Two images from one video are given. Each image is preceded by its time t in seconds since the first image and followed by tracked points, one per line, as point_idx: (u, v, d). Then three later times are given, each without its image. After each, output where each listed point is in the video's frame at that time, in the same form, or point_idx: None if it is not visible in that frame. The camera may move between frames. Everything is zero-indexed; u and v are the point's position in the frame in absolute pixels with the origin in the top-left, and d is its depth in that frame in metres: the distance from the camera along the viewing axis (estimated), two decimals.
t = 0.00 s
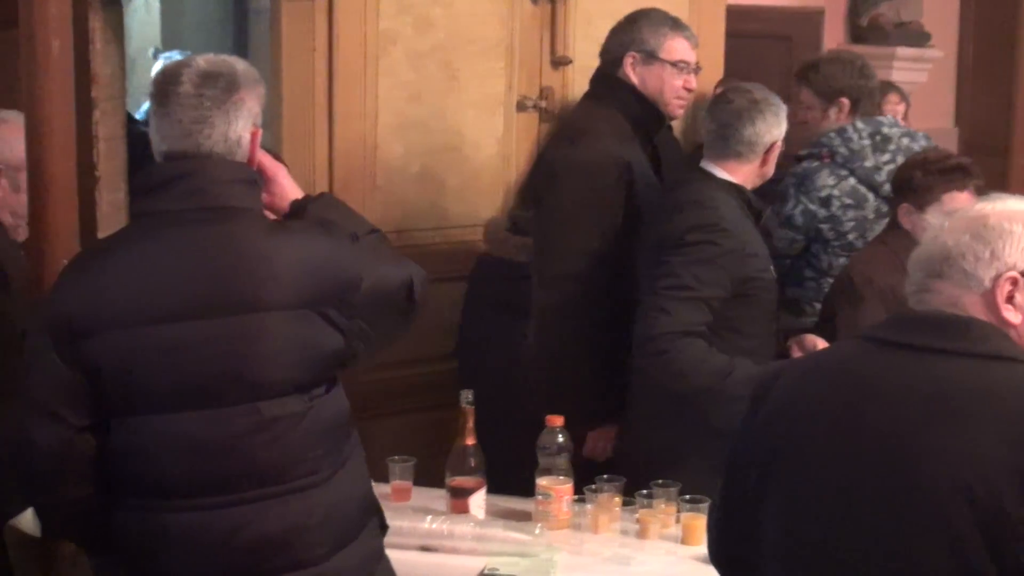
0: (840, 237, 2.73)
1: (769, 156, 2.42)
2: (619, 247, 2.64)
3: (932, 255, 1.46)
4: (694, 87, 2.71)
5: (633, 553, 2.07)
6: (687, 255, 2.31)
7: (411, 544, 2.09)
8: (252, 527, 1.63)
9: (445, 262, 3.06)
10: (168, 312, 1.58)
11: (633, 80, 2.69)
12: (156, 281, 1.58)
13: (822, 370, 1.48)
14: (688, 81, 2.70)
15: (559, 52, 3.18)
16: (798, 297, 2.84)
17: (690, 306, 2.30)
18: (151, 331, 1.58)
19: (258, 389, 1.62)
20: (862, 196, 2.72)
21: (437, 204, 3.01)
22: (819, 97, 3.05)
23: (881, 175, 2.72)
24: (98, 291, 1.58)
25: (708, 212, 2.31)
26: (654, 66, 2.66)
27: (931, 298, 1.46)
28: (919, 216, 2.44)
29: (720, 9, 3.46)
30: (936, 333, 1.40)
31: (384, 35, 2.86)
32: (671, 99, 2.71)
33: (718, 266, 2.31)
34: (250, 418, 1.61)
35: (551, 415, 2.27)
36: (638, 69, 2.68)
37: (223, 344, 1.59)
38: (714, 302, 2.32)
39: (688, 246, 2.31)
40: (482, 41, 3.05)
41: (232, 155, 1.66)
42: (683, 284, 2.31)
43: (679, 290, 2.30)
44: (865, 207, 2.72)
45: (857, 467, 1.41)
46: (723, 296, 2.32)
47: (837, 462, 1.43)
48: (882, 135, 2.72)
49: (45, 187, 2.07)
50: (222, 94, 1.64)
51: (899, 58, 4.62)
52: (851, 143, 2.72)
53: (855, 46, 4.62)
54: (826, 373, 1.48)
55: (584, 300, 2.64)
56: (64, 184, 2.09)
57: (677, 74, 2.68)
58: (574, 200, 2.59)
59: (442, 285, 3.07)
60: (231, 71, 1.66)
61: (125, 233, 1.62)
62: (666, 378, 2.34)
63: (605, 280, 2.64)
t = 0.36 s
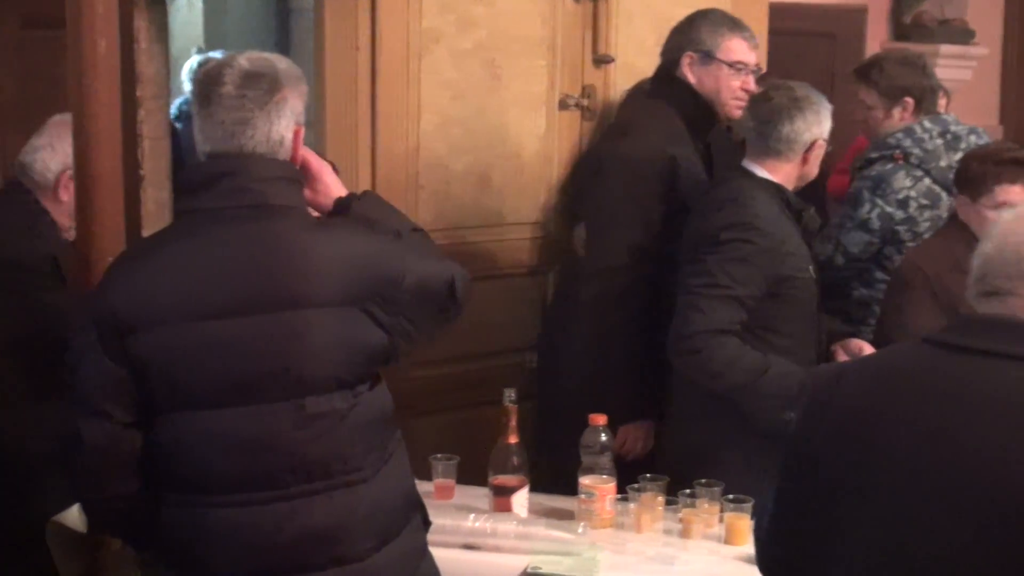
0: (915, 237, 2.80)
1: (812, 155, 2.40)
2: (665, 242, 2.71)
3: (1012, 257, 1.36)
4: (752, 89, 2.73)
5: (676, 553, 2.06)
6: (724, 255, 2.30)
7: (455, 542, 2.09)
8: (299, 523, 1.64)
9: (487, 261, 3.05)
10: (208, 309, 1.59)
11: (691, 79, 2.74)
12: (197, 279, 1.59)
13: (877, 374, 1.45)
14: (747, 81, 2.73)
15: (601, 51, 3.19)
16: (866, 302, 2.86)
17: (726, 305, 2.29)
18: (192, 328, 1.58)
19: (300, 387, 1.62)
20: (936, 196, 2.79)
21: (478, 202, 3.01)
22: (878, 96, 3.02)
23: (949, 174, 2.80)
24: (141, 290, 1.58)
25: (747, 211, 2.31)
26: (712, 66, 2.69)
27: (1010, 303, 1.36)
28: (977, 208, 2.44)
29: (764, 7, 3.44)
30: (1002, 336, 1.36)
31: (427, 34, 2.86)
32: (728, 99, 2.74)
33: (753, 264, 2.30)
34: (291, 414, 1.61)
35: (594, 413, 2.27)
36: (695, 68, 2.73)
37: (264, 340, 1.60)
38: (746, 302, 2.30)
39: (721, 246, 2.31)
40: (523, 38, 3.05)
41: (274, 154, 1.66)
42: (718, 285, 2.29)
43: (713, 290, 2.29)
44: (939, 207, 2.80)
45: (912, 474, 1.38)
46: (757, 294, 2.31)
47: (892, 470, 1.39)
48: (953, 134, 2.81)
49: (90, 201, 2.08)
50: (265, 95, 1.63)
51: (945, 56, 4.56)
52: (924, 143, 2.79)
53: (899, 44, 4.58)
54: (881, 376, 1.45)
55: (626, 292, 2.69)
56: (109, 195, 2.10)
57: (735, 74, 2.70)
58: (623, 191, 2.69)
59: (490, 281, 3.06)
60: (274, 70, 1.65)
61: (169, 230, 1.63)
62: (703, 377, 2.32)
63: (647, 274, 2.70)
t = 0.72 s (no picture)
0: (970, 237, 2.78)
1: (860, 167, 2.32)
2: (713, 227, 2.76)
3: None
4: (830, 87, 2.65)
5: (731, 553, 2.05)
6: (771, 256, 2.30)
7: (510, 541, 2.09)
8: (353, 523, 1.62)
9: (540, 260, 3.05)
10: (262, 306, 1.59)
11: (768, 75, 2.69)
12: (250, 275, 1.59)
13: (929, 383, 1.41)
14: (826, 79, 2.65)
15: (655, 50, 3.18)
16: (921, 300, 2.85)
17: (776, 307, 2.28)
18: (245, 325, 1.59)
19: (355, 384, 1.61)
20: (991, 195, 2.79)
21: (531, 201, 3.01)
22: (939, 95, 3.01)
23: (1006, 174, 2.82)
24: (198, 287, 1.60)
25: (800, 211, 2.28)
26: (789, 63, 2.63)
27: None
28: None
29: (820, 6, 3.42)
30: None
31: (481, 33, 2.86)
32: (805, 97, 2.68)
33: (806, 266, 2.28)
34: (346, 412, 1.61)
35: (649, 413, 2.26)
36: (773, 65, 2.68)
37: (314, 340, 1.59)
38: (793, 304, 2.29)
39: (772, 247, 2.30)
40: (578, 38, 3.05)
41: (337, 151, 1.67)
42: (767, 285, 2.28)
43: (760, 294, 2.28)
44: (994, 207, 2.80)
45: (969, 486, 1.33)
46: (808, 296, 2.29)
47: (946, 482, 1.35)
48: (1009, 134, 2.82)
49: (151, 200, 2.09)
50: (330, 92, 1.65)
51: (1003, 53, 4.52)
52: (980, 142, 2.80)
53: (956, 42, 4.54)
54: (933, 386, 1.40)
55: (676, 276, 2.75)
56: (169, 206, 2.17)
57: (811, 71, 2.63)
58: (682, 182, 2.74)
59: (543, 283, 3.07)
60: (337, 72, 1.68)
61: (228, 225, 1.65)
62: (752, 378, 2.29)
63: (697, 262, 2.77)
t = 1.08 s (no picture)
0: (999, 235, 2.65)
1: (898, 168, 2.27)
2: (768, 221, 2.74)
3: None
4: (894, 83, 2.61)
5: (785, 551, 2.03)
6: (815, 255, 2.28)
7: (561, 537, 2.09)
8: (406, 517, 1.62)
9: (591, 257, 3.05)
10: (313, 300, 1.59)
11: (831, 72, 2.65)
12: (298, 275, 1.59)
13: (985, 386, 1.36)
14: (890, 75, 2.61)
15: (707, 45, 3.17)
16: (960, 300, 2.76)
17: (818, 307, 2.25)
18: (297, 319, 1.59)
19: (406, 378, 1.61)
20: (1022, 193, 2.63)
21: (581, 197, 3.00)
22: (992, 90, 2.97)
23: None
24: (245, 283, 1.59)
25: (840, 215, 2.27)
26: (853, 59, 2.60)
27: None
28: None
29: None
30: None
31: (534, 29, 2.86)
32: (869, 94, 2.62)
33: (844, 265, 2.25)
34: (398, 406, 1.61)
35: (700, 409, 2.25)
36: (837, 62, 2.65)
37: (363, 335, 1.59)
38: (841, 303, 2.26)
39: (811, 247, 2.30)
40: (630, 33, 3.03)
41: (387, 144, 1.66)
42: (808, 285, 2.26)
43: (807, 293, 2.26)
44: None
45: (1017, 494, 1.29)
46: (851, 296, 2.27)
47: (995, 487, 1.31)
48: None
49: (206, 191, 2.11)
50: (380, 85, 1.66)
51: None
52: (1011, 139, 2.65)
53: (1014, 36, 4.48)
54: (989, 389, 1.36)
55: (732, 271, 2.75)
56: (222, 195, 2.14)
57: (874, 66, 2.59)
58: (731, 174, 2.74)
59: (592, 280, 3.07)
60: (388, 67, 1.68)
61: (278, 224, 1.64)
62: (799, 377, 2.28)
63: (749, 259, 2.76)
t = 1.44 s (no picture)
0: None
1: (955, 170, 2.21)
2: (815, 223, 2.72)
3: None
4: (937, 76, 2.58)
5: (832, 547, 2.02)
6: (858, 249, 2.27)
7: (608, 531, 2.09)
8: (448, 513, 1.60)
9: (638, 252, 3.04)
10: (358, 294, 1.58)
11: (875, 64, 2.63)
12: (349, 262, 1.59)
13: None
14: (932, 68, 2.58)
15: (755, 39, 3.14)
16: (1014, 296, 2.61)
17: (864, 302, 2.24)
18: (340, 313, 1.58)
19: (449, 372, 1.59)
20: None
21: (626, 192, 2.99)
22: None
23: None
24: (293, 277, 1.59)
25: (886, 211, 2.25)
26: (896, 50, 2.58)
27: None
28: None
29: None
30: None
31: (580, 23, 2.86)
32: (912, 87, 2.60)
33: (892, 261, 2.23)
34: (441, 401, 1.59)
35: (747, 404, 2.24)
36: (880, 54, 2.62)
37: (405, 330, 1.57)
38: (886, 297, 2.24)
39: (861, 242, 2.27)
40: (679, 27, 3.03)
41: (432, 138, 1.65)
42: (854, 281, 2.25)
43: (853, 287, 2.24)
44: None
45: None
46: (897, 291, 2.25)
47: None
48: None
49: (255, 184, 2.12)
50: (428, 79, 1.64)
51: None
52: None
53: None
54: None
55: (780, 273, 2.75)
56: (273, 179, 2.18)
57: (917, 59, 2.57)
58: (775, 173, 2.73)
59: (639, 274, 3.06)
60: (440, 61, 1.67)
61: (329, 215, 1.64)
62: (845, 374, 2.27)
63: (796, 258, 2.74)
